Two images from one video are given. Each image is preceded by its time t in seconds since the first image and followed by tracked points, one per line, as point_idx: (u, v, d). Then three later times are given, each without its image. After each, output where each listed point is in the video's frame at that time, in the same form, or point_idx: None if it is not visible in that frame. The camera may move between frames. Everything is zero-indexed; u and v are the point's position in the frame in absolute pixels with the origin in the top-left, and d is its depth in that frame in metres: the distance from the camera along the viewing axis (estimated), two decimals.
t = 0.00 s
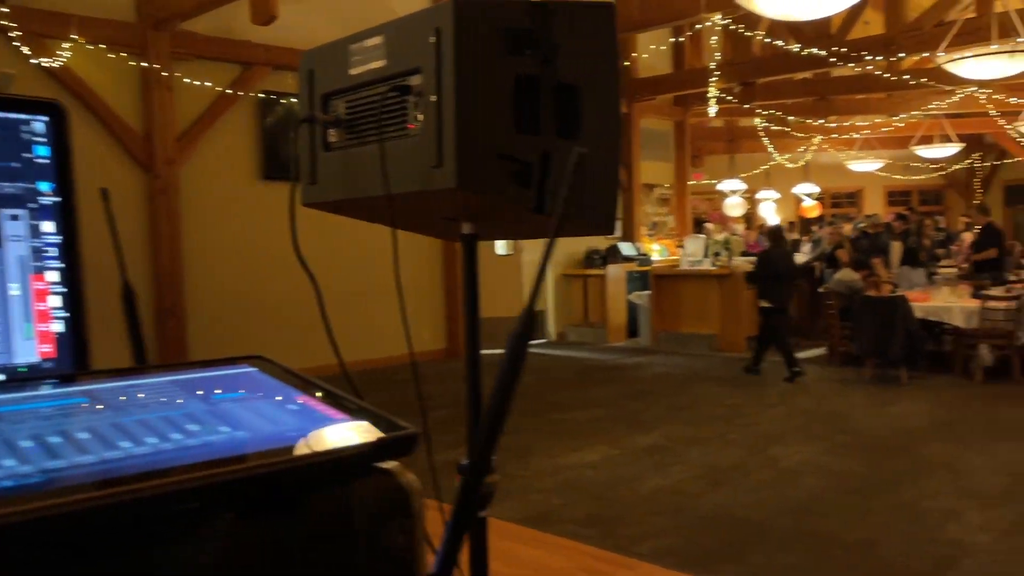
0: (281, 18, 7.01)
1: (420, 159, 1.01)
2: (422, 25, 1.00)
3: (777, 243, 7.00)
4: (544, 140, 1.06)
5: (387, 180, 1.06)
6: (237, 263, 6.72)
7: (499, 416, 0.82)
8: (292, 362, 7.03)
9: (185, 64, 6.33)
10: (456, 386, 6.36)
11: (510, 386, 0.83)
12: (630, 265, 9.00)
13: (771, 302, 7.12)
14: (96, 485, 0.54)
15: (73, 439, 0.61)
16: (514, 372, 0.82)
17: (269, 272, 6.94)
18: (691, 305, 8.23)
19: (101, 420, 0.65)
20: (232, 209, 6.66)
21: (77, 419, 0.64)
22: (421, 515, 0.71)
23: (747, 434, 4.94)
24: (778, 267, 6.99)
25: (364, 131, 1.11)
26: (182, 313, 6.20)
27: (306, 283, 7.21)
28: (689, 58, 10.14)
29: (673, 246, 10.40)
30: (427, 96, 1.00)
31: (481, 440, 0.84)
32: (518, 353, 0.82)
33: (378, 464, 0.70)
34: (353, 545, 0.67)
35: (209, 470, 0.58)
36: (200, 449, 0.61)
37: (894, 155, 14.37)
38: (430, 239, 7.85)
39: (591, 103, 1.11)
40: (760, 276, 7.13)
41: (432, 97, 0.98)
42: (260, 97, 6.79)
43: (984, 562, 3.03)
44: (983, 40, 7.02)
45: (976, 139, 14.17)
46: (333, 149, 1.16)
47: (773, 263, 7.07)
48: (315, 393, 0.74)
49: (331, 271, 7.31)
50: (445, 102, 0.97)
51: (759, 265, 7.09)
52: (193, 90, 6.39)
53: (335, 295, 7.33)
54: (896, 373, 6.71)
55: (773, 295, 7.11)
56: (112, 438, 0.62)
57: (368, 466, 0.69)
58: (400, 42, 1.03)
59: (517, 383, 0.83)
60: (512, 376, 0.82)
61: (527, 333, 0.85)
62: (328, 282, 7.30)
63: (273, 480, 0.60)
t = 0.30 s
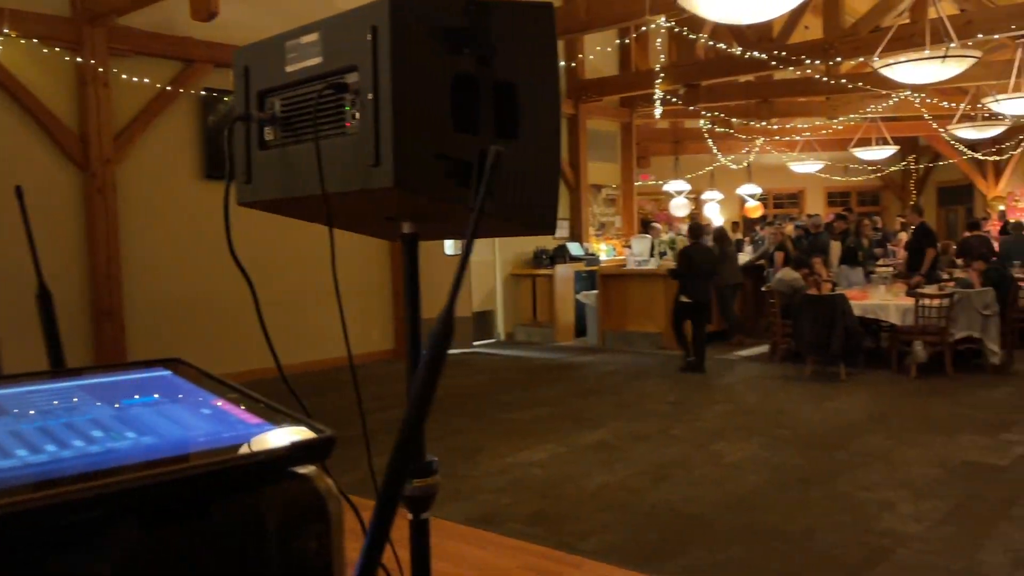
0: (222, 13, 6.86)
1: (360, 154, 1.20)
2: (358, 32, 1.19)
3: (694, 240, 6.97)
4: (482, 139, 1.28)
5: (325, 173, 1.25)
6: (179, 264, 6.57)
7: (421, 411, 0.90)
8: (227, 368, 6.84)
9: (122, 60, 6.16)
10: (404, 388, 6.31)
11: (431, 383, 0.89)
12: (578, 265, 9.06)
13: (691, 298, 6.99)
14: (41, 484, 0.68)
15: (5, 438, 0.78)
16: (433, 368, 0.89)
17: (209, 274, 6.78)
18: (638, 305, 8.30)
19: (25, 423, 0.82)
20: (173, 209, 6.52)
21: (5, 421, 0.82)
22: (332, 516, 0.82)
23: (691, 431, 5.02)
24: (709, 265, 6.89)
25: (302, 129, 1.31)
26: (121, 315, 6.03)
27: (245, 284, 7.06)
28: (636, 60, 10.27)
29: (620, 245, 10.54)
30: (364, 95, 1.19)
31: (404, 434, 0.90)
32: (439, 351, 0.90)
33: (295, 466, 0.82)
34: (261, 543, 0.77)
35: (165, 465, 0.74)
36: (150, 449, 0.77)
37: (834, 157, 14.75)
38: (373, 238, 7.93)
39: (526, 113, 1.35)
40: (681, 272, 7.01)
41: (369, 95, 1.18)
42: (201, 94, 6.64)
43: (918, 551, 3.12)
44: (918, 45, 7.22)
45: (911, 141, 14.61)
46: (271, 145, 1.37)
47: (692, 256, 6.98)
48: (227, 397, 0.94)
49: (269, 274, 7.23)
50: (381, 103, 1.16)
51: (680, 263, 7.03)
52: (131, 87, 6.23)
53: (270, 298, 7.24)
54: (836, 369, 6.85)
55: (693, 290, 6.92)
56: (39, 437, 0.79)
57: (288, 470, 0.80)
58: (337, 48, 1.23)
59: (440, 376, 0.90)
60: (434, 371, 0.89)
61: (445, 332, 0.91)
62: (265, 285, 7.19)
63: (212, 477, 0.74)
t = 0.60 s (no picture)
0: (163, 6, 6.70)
1: (302, 153, 1.18)
2: (297, 26, 1.17)
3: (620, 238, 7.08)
4: (423, 135, 1.27)
5: (264, 172, 1.23)
6: (120, 263, 6.40)
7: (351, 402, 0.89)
8: (168, 370, 6.66)
9: (59, 53, 5.98)
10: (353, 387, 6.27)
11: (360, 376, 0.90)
12: (529, 262, 9.09)
13: (617, 296, 7.15)
14: None
15: None
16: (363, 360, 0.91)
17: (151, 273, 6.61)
18: (588, 301, 8.36)
19: None
20: (113, 207, 6.34)
21: None
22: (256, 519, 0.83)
23: (639, 426, 5.07)
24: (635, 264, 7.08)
25: (240, 124, 1.29)
26: (59, 316, 5.85)
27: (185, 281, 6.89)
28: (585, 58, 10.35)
29: (570, 242, 10.60)
30: (304, 90, 1.17)
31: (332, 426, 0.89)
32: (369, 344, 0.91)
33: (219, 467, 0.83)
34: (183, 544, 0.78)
35: (91, 467, 0.73)
36: (70, 451, 0.76)
37: (778, 155, 15.08)
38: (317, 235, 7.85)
39: (467, 109, 1.35)
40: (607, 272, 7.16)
41: (310, 90, 1.16)
42: (143, 89, 6.46)
43: (858, 541, 3.20)
44: (856, 47, 7.42)
45: (852, 140, 15.00)
46: (209, 141, 1.34)
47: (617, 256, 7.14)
48: (152, 396, 0.93)
49: (208, 272, 7.11)
50: (322, 99, 1.15)
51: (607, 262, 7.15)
52: (68, 81, 6.05)
53: (210, 297, 7.10)
54: (780, 363, 7.01)
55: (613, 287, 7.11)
56: None
57: (213, 469, 0.80)
58: (276, 42, 1.21)
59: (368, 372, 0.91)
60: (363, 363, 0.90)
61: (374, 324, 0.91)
62: (205, 283, 7.07)
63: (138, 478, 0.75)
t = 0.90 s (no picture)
0: None
1: (234, 143, 1.14)
2: (227, 13, 1.14)
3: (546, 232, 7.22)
4: (360, 126, 1.25)
5: (195, 163, 1.19)
6: (53, 259, 6.21)
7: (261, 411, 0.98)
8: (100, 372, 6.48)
9: None
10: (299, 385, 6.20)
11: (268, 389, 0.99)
12: (477, 257, 9.07)
13: (543, 286, 7.38)
14: None
15: None
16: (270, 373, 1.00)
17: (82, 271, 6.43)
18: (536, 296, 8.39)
19: None
20: (46, 201, 6.15)
21: None
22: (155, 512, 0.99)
23: (585, 419, 5.11)
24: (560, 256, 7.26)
25: (170, 114, 1.25)
26: None
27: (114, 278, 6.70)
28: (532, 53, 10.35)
29: (519, 237, 10.60)
30: (235, 79, 1.14)
31: (242, 429, 0.98)
32: (273, 359, 1.00)
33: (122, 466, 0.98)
34: (82, 537, 0.92)
35: (3, 466, 0.87)
36: None
37: (723, 152, 15.33)
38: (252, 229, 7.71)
39: (404, 98, 1.32)
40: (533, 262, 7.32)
41: (241, 79, 1.13)
42: (77, 79, 6.27)
43: (797, 527, 3.29)
44: (797, 45, 7.56)
45: (793, 138, 15.32)
46: (139, 132, 1.29)
47: (546, 249, 7.37)
48: (60, 397, 1.06)
49: (140, 269, 6.95)
50: (256, 88, 1.11)
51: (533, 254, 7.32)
52: None
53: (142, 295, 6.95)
54: (723, 356, 7.12)
55: (542, 278, 7.27)
56: None
57: (118, 466, 0.95)
58: (206, 29, 1.17)
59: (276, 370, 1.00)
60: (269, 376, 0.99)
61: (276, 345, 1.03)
62: (137, 281, 6.92)
63: (53, 476, 0.90)
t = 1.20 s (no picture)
0: None
1: (180, 131, 1.11)
2: None
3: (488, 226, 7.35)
4: (312, 114, 1.23)
5: (140, 150, 1.16)
6: None
7: (194, 404, 0.92)
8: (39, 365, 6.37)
9: None
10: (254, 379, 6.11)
11: (203, 381, 0.93)
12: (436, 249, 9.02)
13: (488, 282, 7.43)
14: None
15: None
16: (205, 363, 0.93)
17: (22, 262, 6.32)
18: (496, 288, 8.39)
19: None
20: None
21: None
22: (87, 512, 0.83)
23: (543, 410, 5.13)
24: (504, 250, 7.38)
25: (115, 99, 1.21)
26: None
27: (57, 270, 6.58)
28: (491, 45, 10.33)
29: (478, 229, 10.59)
30: (183, 64, 1.10)
31: (174, 424, 0.93)
32: (209, 349, 0.93)
33: (51, 457, 0.83)
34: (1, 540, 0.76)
35: None
36: None
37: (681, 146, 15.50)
38: (204, 220, 7.62)
39: (356, 87, 1.31)
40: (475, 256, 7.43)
41: (188, 64, 1.10)
42: (21, 64, 6.10)
43: (749, 516, 3.34)
44: (752, 40, 7.66)
45: (749, 133, 15.54)
46: (81, 117, 1.25)
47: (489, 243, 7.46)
48: None
49: (87, 260, 6.83)
50: (202, 74, 1.09)
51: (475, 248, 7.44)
52: None
53: (87, 287, 6.82)
54: (679, 347, 7.21)
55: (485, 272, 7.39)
56: None
57: (39, 459, 0.81)
58: (152, 13, 1.14)
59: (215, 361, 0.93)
60: (204, 367, 0.93)
61: (214, 330, 0.94)
62: (83, 273, 6.80)
63: None
